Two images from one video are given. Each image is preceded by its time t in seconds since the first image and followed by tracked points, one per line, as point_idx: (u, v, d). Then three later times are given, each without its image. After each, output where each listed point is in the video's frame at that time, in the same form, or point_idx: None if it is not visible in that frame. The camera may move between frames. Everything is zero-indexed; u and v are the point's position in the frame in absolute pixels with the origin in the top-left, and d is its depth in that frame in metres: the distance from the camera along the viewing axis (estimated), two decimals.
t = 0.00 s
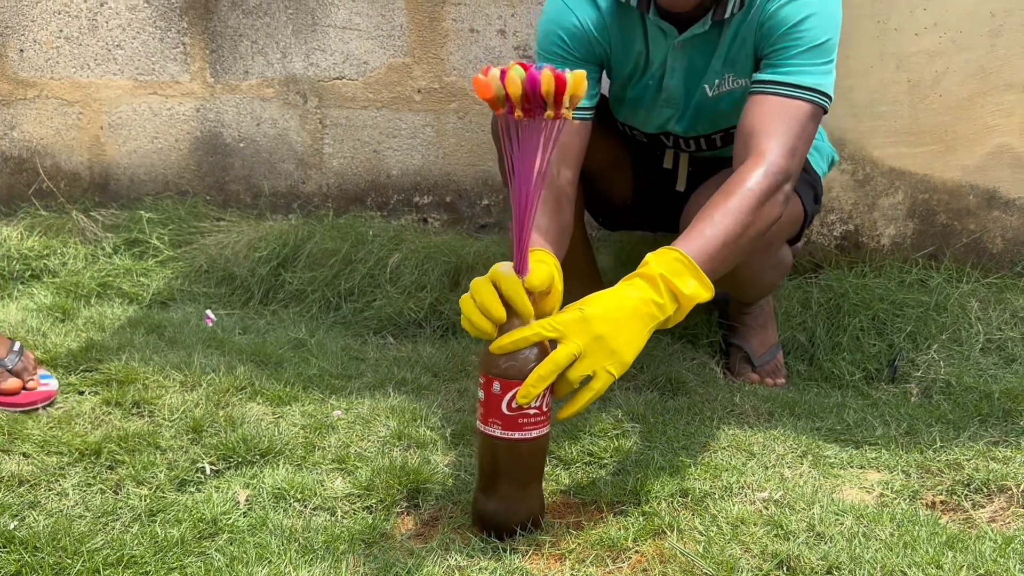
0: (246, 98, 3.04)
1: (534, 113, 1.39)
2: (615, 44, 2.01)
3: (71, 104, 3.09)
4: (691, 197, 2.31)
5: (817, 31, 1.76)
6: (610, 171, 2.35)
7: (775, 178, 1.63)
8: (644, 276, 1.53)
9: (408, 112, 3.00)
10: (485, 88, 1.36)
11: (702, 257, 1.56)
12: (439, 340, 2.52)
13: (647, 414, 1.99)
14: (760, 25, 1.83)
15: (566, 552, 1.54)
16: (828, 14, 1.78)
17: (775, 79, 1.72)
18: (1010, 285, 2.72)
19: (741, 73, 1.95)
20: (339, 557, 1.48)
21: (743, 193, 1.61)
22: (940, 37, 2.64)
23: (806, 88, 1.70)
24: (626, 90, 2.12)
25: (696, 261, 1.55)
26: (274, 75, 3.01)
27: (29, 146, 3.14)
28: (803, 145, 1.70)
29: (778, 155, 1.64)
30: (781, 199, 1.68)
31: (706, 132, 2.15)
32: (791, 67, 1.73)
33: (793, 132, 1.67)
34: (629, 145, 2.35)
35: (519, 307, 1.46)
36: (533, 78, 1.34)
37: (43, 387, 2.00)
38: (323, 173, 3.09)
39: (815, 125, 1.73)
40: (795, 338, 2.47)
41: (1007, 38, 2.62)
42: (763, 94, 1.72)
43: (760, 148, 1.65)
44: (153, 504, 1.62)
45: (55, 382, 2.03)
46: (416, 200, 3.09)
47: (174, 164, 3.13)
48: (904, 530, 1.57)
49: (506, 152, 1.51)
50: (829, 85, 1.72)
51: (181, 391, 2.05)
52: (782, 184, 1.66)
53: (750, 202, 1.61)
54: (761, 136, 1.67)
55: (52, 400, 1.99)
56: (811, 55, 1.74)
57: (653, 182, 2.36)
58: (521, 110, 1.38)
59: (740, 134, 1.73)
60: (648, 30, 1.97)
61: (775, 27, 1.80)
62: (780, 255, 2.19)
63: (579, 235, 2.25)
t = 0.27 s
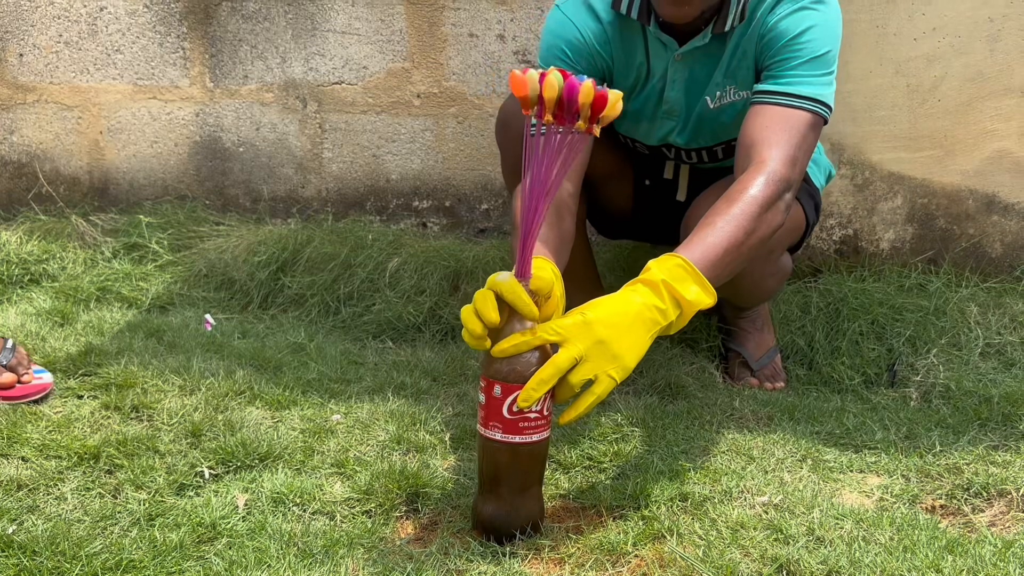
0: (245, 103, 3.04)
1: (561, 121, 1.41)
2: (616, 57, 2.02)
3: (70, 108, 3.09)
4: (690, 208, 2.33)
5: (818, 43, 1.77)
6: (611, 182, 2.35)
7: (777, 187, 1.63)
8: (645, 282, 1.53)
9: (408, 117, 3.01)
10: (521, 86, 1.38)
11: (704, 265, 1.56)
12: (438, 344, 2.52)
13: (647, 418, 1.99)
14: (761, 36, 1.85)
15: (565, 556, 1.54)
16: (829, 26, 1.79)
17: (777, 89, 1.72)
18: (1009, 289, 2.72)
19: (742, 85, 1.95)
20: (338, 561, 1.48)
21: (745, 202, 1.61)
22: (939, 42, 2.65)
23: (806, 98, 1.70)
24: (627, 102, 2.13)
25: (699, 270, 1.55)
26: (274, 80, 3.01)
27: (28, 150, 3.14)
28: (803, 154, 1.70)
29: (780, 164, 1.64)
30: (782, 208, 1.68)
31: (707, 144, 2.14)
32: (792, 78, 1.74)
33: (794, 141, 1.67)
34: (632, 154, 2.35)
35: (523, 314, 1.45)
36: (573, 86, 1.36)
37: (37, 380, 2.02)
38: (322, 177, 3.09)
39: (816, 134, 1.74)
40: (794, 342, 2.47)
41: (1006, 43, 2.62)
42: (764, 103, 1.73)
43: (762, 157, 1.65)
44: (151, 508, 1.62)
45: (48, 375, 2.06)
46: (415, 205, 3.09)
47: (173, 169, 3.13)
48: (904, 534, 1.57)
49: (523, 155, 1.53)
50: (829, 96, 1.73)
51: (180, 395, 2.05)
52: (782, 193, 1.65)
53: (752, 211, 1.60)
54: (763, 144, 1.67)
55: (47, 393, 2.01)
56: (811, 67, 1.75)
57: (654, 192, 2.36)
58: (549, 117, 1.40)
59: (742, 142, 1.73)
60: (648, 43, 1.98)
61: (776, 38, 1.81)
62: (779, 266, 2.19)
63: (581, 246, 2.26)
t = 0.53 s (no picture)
0: (245, 107, 3.04)
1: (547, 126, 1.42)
2: (614, 65, 2.02)
3: (69, 113, 3.10)
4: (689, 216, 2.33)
5: (817, 51, 1.77)
6: (610, 189, 2.35)
7: (774, 193, 1.63)
8: (644, 287, 1.52)
9: (407, 121, 3.01)
10: (501, 97, 1.40)
11: (702, 272, 1.56)
12: (437, 348, 2.52)
13: (646, 423, 1.99)
14: (759, 44, 1.85)
15: (565, 561, 1.54)
16: (828, 34, 1.80)
17: (776, 97, 1.73)
18: (1009, 293, 2.72)
19: (740, 93, 1.96)
20: (336, 566, 1.48)
21: (743, 208, 1.61)
22: (937, 47, 2.65)
23: (805, 106, 1.71)
24: (624, 110, 2.12)
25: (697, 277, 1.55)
26: (273, 84, 3.01)
27: (27, 155, 3.14)
28: (802, 162, 1.70)
29: (778, 169, 1.64)
30: (780, 214, 1.68)
31: (705, 152, 2.14)
32: (790, 85, 1.74)
33: (792, 147, 1.68)
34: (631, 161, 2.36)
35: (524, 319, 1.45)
36: (550, 91, 1.37)
37: (33, 391, 2.02)
38: (321, 181, 3.09)
39: (814, 140, 1.74)
40: (793, 347, 2.47)
41: (1004, 48, 2.63)
42: (763, 110, 1.73)
43: (760, 163, 1.66)
44: (150, 513, 1.61)
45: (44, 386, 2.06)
46: (414, 209, 3.09)
47: (173, 174, 3.13)
48: (903, 539, 1.56)
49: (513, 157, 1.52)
50: (827, 103, 1.73)
51: (179, 400, 2.04)
52: (780, 200, 1.65)
53: (750, 216, 1.60)
54: (761, 151, 1.67)
55: (43, 402, 2.02)
56: (809, 74, 1.75)
57: (652, 200, 2.37)
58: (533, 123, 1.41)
59: (740, 149, 1.74)
60: (646, 50, 1.98)
61: (775, 46, 1.82)
62: (776, 274, 2.20)
63: (578, 252, 2.26)
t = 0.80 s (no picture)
0: (244, 111, 3.04)
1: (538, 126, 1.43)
2: (612, 68, 2.03)
3: (69, 116, 3.10)
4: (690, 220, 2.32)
5: (813, 52, 1.78)
6: (610, 193, 2.35)
7: (773, 194, 1.63)
8: (644, 290, 1.52)
9: (406, 125, 3.01)
10: (485, 103, 1.41)
11: (702, 273, 1.56)
12: (436, 352, 2.52)
13: (646, 426, 1.98)
14: (756, 45, 1.86)
15: (564, 564, 1.54)
16: (825, 35, 1.80)
17: (774, 97, 1.73)
18: (1008, 297, 2.72)
19: (739, 95, 1.96)
20: (335, 570, 1.48)
21: (742, 209, 1.61)
22: (936, 50, 2.65)
23: (803, 106, 1.71)
24: (624, 114, 2.13)
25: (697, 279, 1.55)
26: (272, 88, 3.01)
27: (27, 158, 3.14)
28: (800, 162, 1.71)
29: (777, 170, 1.64)
30: (780, 214, 1.68)
31: (705, 155, 2.14)
32: (787, 86, 1.75)
33: (790, 148, 1.68)
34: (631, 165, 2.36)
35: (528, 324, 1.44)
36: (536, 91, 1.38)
37: (32, 395, 2.02)
38: (321, 184, 3.09)
39: (813, 141, 1.74)
40: (792, 350, 2.47)
41: (1003, 51, 2.63)
42: (761, 111, 1.74)
43: (758, 165, 1.66)
44: (149, 516, 1.61)
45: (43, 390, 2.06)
46: (414, 212, 3.09)
47: (172, 177, 3.13)
48: (903, 542, 1.56)
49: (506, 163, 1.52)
50: (824, 104, 1.74)
51: (178, 403, 2.04)
52: (779, 200, 1.66)
53: (749, 218, 1.61)
54: (759, 152, 1.67)
55: (42, 406, 2.02)
56: (806, 75, 1.76)
57: (653, 204, 2.36)
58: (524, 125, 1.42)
59: (738, 150, 1.74)
60: (643, 54, 1.99)
61: (772, 47, 1.82)
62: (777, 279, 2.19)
63: (580, 255, 2.26)
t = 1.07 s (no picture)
0: (244, 114, 3.04)
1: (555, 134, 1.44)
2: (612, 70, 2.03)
3: (68, 119, 3.10)
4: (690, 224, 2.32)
5: (813, 52, 1.78)
6: (609, 197, 2.35)
7: (772, 194, 1.63)
8: (643, 292, 1.52)
9: (406, 128, 3.01)
10: (507, 101, 1.40)
11: (701, 275, 1.56)
12: (435, 355, 2.52)
13: (645, 429, 1.98)
14: (756, 45, 1.86)
15: (563, 568, 1.54)
16: (824, 35, 1.80)
17: (772, 97, 1.74)
18: (1007, 300, 2.73)
19: (739, 96, 1.96)
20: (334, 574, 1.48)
21: (740, 210, 1.61)
22: (935, 54, 2.66)
23: (801, 106, 1.72)
24: (623, 117, 2.13)
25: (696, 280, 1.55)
26: (272, 91, 3.02)
27: (26, 161, 3.14)
28: (799, 163, 1.71)
29: (775, 171, 1.65)
30: (779, 215, 1.68)
31: (705, 157, 2.14)
32: (786, 86, 1.75)
33: (789, 149, 1.68)
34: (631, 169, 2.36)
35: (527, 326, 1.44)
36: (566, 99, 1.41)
37: (31, 400, 2.02)
38: (320, 188, 3.09)
39: (812, 141, 1.74)
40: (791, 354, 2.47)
41: (1002, 55, 2.64)
42: (760, 112, 1.74)
43: (757, 165, 1.66)
44: (148, 520, 1.62)
45: (43, 395, 2.06)
46: (413, 216, 3.09)
47: (172, 180, 3.13)
48: (902, 546, 1.56)
49: (516, 163, 1.51)
50: (824, 104, 1.74)
51: (177, 407, 2.04)
52: (777, 201, 1.66)
53: (747, 218, 1.61)
54: (758, 153, 1.67)
55: (42, 410, 2.02)
56: (806, 75, 1.76)
57: (653, 208, 2.36)
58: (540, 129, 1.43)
59: (737, 151, 1.74)
60: (643, 56, 1.99)
61: (772, 47, 1.82)
62: (778, 282, 2.19)
63: (580, 258, 2.26)
